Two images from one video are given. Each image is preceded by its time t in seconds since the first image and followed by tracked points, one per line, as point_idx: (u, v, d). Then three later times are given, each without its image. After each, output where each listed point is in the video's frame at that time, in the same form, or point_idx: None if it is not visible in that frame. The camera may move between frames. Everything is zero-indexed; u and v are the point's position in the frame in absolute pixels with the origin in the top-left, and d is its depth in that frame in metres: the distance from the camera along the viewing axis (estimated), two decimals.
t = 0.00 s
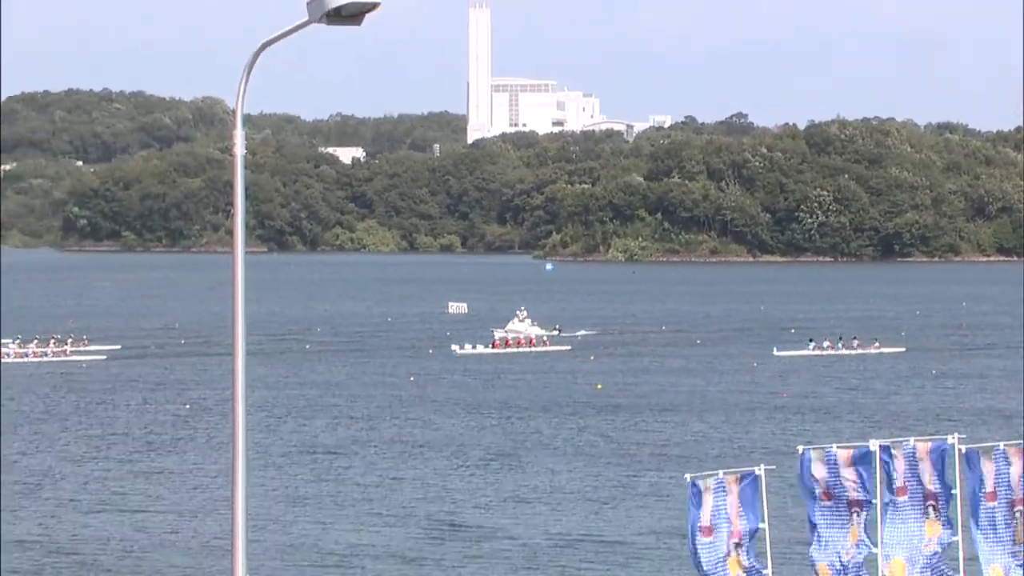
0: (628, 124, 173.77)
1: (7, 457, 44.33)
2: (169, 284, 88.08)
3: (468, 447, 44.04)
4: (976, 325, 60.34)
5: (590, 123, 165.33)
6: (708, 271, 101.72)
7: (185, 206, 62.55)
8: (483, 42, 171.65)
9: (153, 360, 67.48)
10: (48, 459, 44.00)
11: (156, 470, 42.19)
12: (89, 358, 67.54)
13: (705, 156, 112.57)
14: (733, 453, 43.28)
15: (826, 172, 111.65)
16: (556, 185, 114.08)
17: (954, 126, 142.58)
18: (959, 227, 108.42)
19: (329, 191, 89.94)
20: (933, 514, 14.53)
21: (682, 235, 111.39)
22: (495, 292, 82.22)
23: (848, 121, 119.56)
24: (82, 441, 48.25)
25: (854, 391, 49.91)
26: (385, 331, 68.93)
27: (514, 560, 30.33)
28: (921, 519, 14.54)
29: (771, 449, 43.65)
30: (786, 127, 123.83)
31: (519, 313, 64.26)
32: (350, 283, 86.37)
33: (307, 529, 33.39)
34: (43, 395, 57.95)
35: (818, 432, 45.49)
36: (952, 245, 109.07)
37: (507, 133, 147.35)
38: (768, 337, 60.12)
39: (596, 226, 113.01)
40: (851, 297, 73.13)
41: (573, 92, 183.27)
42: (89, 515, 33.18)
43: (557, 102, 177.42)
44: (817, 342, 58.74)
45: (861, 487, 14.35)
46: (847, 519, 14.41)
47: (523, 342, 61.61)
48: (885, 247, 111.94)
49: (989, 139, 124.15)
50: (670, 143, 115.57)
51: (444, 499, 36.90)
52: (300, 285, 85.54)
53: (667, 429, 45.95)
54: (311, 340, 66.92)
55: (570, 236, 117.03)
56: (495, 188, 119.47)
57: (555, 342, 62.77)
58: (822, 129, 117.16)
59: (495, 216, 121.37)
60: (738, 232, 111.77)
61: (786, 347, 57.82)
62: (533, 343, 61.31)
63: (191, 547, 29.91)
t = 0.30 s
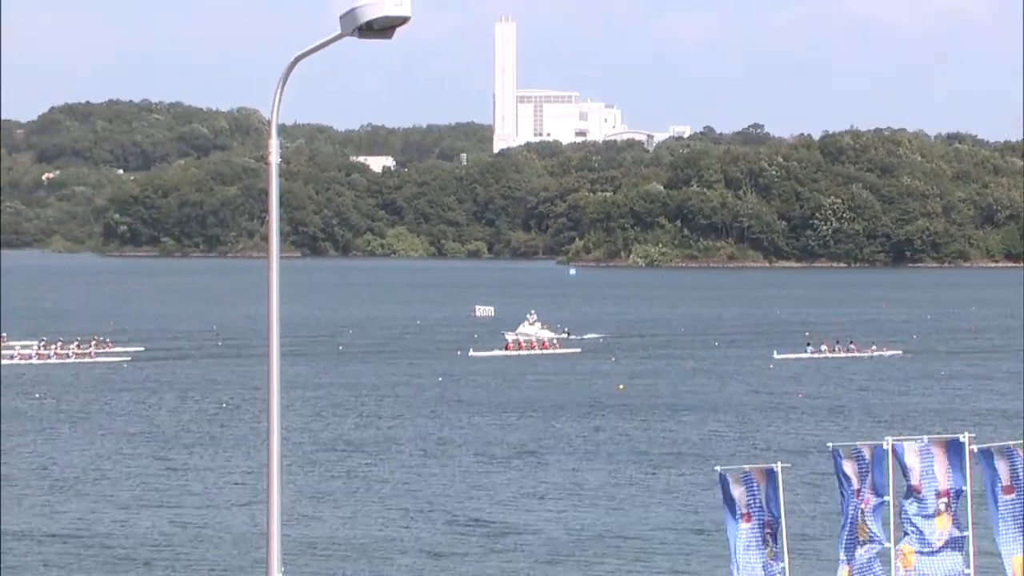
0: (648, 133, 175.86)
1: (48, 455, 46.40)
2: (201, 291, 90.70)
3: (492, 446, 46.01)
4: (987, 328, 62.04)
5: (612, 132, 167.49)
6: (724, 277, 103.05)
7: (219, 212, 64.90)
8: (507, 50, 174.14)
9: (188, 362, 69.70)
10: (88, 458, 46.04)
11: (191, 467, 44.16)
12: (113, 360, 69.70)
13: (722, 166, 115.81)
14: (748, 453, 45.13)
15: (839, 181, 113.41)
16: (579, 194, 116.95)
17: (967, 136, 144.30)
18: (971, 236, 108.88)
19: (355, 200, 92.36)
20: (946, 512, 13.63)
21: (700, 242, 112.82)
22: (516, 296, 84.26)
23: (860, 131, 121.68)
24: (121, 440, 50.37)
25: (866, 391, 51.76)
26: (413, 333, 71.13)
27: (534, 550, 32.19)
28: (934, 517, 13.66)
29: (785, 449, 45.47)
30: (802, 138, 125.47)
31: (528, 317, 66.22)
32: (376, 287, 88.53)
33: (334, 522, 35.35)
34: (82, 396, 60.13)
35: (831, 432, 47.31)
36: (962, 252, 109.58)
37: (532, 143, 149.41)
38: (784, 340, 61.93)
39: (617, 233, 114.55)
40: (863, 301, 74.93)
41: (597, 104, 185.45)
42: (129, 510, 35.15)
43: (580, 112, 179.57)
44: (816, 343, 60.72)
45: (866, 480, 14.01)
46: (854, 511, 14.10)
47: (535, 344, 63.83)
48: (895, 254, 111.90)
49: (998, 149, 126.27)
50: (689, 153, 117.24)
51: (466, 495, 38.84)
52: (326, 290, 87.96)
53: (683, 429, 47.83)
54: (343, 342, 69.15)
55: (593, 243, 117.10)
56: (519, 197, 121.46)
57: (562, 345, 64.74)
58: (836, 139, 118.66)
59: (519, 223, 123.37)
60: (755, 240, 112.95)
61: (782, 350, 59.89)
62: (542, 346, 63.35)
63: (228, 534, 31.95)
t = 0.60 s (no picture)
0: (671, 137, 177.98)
1: (91, 449, 48.66)
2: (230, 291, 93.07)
3: (514, 440, 48.06)
4: (996, 327, 63.88)
5: (633, 136, 169.49)
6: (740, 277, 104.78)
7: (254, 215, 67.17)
8: (530, 56, 176.30)
9: (221, 358, 71.97)
10: (127, 451, 48.18)
11: (225, 460, 46.25)
12: (135, 358, 71.67)
13: (739, 168, 117.25)
14: (761, 448, 47.12)
15: (852, 183, 113.94)
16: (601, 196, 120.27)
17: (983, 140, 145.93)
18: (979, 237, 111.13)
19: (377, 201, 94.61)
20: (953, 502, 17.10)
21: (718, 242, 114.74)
22: (538, 295, 86.47)
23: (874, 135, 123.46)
24: (158, 433, 52.50)
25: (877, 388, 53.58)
26: (439, 331, 73.32)
27: (555, 541, 34.17)
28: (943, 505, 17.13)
29: (796, 443, 47.44)
30: (818, 141, 127.32)
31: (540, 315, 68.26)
32: (403, 287, 90.81)
33: (359, 514, 37.40)
34: (120, 392, 62.34)
35: (841, 427, 49.27)
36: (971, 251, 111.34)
37: (556, 147, 151.66)
38: (799, 338, 63.87)
39: (637, 233, 116.54)
40: (875, 300, 76.85)
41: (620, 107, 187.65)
42: (166, 502, 37.18)
43: (602, 118, 181.59)
44: (816, 342, 62.62)
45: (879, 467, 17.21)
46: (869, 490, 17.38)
47: (544, 342, 65.92)
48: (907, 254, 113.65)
49: (1009, 153, 128.08)
50: (707, 156, 119.07)
51: (488, 487, 40.86)
52: (352, 289, 90.30)
53: (699, 425, 49.81)
54: (373, 339, 71.43)
55: (614, 244, 120.43)
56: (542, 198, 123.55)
57: (574, 343, 66.76)
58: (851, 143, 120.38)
59: (543, 224, 127.14)
60: (772, 240, 114.76)
61: (784, 348, 61.78)
62: (556, 345, 65.38)
63: (264, 520, 34.03)
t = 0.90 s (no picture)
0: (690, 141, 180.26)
1: (133, 442, 50.88)
2: (260, 291, 95.69)
3: (536, 433, 50.14)
4: (1004, 323, 65.85)
5: (653, 140, 171.73)
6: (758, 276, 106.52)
7: (286, 216, 69.49)
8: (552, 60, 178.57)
9: (254, 355, 74.39)
10: (166, 443, 50.42)
11: (259, 451, 48.44)
12: (155, 353, 73.87)
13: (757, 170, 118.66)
14: (774, 441, 49.17)
15: (864, 185, 116.62)
16: (623, 197, 121.46)
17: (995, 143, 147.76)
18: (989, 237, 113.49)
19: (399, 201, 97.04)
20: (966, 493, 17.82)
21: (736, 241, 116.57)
22: (558, 292, 88.73)
23: (886, 138, 125.45)
24: (194, 426, 54.78)
25: (887, 383, 55.58)
26: (464, 327, 75.58)
27: (574, 531, 36.19)
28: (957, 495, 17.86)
29: (808, 436, 49.49)
30: (832, 144, 129.26)
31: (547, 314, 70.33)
32: (427, 285, 93.16)
33: (386, 504, 39.50)
34: (157, 387, 64.71)
35: (851, 420, 51.32)
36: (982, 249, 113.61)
37: (577, 150, 153.78)
38: (813, 334, 65.86)
39: (657, 233, 118.62)
40: (887, 297, 78.74)
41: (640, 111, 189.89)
42: (204, 492, 39.24)
43: (623, 122, 183.67)
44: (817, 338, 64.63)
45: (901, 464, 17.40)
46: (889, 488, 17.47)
47: (553, 340, 68.10)
48: (918, 250, 116.15)
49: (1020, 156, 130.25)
50: (725, 159, 120.95)
51: (512, 479, 42.92)
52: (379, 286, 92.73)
53: (714, 419, 51.85)
54: (401, 335, 73.78)
55: (634, 243, 122.67)
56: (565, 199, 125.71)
57: (582, 340, 68.86)
58: (864, 145, 122.39)
59: (567, 224, 129.14)
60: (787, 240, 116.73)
61: (782, 344, 63.94)
62: (560, 341, 67.58)
63: (297, 505, 36.20)
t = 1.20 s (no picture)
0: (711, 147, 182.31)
1: (173, 437, 53.20)
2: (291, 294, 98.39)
3: (559, 430, 52.24)
4: (1013, 325, 67.73)
5: (675, 146, 173.78)
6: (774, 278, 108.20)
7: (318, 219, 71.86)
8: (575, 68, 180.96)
9: (287, 353, 76.78)
10: (203, 438, 52.75)
11: (291, 446, 50.67)
12: (171, 354, 75.83)
13: (773, 176, 120.39)
14: (788, 437, 51.19)
15: (878, 190, 118.71)
16: (645, 201, 123.55)
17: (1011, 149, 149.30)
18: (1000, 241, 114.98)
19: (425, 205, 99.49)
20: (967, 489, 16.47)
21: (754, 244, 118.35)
22: (579, 294, 90.93)
23: (898, 145, 127.24)
24: (230, 422, 57.12)
25: (898, 382, 57.54)
26: (490, 327, 77.90)
27: (591, 524, 38.18)
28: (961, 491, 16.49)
29: (821, 433, 51.50)
30: (847, 150, 131.08)
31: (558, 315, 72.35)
32: (453, 287, 95.54)
33: (412, 498, 41.62)
34: (194, 385, 67.11)
35: (863, 417, 53.31)
36: (993, 254, 115.13)
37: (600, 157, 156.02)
38: (828, 334, 67.85)
39: (677, 236, 120.60)
40: (900, 300, 80.64)
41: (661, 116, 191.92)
42: (244, 484, 41.41)
43: (645, 129, 186.01)
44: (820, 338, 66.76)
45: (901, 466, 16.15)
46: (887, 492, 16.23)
47: (565, 340, 70.24)
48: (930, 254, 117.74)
49: None
50: (742, 165, 122.84)
51: (535, 475, 45.00)
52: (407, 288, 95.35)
53: (731, 417, 53.87)
54: (430, 335, 76.14)
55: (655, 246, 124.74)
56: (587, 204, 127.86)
57: (592, 340, 71.02)
58: (877, 152, 124.17)
59: (589, 228, 131.22)
60: (803, 244, 118.50)
61: (785, 345, 66.08)
62: (564, 341, 69.78)
63: (330, 498, 38.29)
